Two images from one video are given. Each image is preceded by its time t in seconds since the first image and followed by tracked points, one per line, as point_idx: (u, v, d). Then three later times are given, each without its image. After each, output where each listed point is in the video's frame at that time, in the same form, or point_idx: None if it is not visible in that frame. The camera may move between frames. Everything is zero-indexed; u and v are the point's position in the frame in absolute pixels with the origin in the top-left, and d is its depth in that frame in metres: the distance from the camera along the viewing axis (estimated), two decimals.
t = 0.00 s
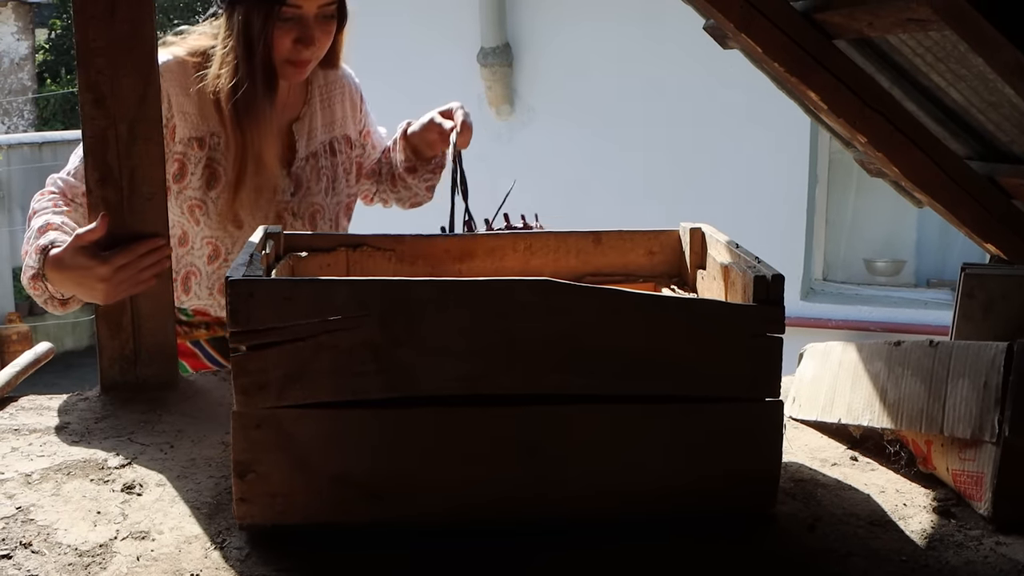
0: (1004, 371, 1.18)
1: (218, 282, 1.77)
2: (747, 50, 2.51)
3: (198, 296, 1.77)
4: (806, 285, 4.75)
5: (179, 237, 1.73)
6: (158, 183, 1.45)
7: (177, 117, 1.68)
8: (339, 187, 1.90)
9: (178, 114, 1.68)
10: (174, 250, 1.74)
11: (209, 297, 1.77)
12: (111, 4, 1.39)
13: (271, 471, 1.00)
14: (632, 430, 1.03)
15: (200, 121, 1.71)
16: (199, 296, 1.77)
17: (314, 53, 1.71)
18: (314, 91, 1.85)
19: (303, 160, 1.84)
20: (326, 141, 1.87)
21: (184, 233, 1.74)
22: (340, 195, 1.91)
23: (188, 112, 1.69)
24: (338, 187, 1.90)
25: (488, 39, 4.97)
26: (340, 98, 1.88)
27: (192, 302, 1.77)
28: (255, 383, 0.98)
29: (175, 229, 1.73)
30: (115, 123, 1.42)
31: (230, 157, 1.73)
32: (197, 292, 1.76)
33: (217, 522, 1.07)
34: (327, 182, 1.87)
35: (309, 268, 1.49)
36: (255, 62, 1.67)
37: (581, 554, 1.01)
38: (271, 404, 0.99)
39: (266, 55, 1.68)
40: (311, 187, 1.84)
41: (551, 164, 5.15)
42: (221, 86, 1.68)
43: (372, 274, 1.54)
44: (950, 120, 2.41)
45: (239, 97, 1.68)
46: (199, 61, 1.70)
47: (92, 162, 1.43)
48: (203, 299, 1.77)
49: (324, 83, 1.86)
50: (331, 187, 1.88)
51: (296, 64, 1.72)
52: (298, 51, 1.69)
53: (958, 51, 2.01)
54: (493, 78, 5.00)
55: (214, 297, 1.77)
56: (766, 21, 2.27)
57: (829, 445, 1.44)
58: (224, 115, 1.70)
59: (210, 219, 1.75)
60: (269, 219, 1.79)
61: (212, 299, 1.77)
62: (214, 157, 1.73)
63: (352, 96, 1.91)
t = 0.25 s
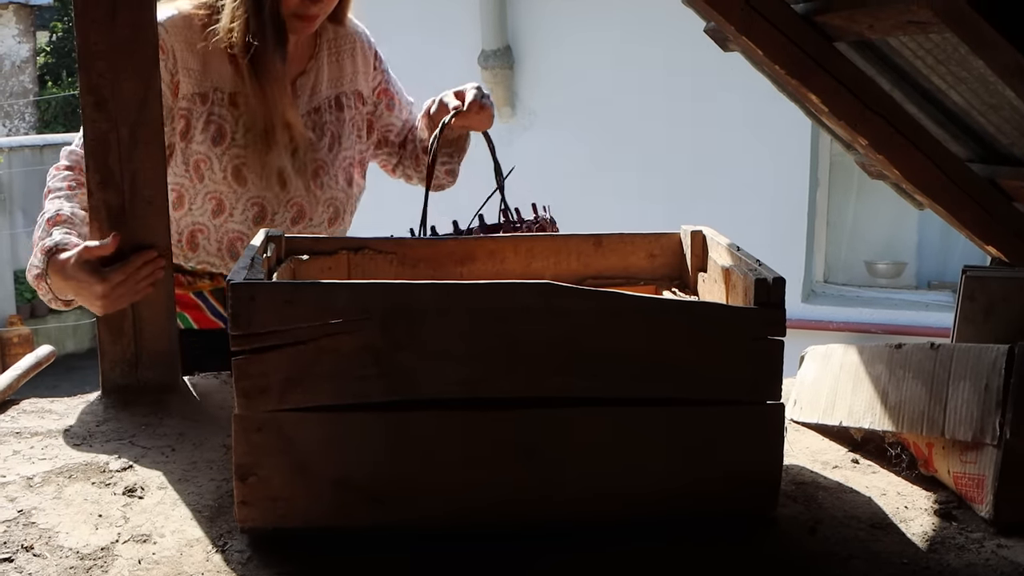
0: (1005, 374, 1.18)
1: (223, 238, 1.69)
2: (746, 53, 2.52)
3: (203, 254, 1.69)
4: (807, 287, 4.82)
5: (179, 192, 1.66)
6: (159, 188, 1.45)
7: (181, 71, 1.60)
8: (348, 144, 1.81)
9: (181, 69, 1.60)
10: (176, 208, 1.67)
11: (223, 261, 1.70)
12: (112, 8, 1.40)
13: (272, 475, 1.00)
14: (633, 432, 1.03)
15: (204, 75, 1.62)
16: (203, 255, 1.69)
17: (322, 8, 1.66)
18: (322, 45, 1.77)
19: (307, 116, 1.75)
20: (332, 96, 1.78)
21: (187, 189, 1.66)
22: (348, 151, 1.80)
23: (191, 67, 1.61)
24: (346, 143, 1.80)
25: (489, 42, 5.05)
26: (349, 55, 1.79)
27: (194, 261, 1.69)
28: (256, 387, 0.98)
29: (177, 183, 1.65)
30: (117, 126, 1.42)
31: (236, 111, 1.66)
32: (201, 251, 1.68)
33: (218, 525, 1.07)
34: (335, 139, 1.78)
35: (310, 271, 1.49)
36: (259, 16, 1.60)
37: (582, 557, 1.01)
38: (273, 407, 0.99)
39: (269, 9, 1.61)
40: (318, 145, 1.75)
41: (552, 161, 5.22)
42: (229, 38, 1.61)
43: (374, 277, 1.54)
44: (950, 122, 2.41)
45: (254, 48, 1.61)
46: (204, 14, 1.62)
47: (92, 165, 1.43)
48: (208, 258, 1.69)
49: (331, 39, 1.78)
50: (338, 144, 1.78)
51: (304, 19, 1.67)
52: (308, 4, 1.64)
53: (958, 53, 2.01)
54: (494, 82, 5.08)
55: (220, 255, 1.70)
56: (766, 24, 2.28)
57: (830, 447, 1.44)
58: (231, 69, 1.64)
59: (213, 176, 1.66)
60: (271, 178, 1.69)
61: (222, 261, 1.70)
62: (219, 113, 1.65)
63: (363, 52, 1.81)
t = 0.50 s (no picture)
0: (1006, 376, 1.18)
1: (224, 214, 1.64)
2: (748, 56, 2.53)
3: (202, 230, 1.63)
4: (808, 289, 4.86)
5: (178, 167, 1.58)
6: (159, 191, 1.45)
7: (182, 40, 1.54)
8: (349, 120, 1.73)
9: (184, 37, 1.54)
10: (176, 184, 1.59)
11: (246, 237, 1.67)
12: (114, 10, 1.40)
13: (274, 478, 1.00)
14: (635, 434, 1.03)
15: (205, 44, 1.57)
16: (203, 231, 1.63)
17: None
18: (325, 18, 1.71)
19: (308, 91, 1.68)
20: (334, 70, 1.70)
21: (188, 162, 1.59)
22: (349, 127, 1.73)
23: (192, 35, 1.55)
24: (348, 118, 1.73)
25: (490, 44, 5.12)
26: (355, 29, 1.72)
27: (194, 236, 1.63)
28: (258, 390, 0.98)
29: (177, 156, 1.58)
30: (118, 129, 1.42)
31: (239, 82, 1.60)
32: (202, 227, 1.63)
33: (220, 528, 1.07)
34: (337, 113, 1.71)
35: (311, 274, 1.49)
36: None
37: (585, 560, 1.01)
38: (275, 410, 0.99)
39: None
40: (320, 120, 1.69)
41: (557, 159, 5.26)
42: (231, 6, 1.56)
43: (376, 279, 1.54)
44: (952, 125, 2.41)
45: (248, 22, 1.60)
46: None
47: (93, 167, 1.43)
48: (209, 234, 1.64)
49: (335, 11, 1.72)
50: (339, 120, 1.72)
51: None
52: None
53: (959, 55, 2.01)
54: (495, 84, 5.15)
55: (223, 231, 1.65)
56: (769, 28, 2.29)
57: (831, 450, 1.44)
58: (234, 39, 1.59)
59: (214, 149, 1.61)
60: (272, 152, 1.66)
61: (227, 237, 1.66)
62: (221, 84, 1.59)
63: (368, 27, 1.74)
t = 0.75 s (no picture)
0: (1007, 379, 1.17)
1: (229, 199, 1.64)
2: (748, 58, 2.53)
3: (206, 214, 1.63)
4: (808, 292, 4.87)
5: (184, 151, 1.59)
6: (161, 193, 1.46)
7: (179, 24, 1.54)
8: (346, 101, 1.72)
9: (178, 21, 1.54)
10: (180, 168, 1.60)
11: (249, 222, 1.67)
12: (115, 12, 1.40)
13: (275, 481, 1.00)
14: (636, 437, 1.03)
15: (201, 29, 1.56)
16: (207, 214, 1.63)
17: None
18: None
19: (304, 71, 1.66)
20: (330, 53, 1.68)
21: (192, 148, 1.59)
22: (347, 107, 1.73)
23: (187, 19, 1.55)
24: (346, 99, 1.72)
25: (490, 47, 5.13)
26: (350, 10, 1.70)
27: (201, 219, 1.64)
28: (259, 393, 0.98)
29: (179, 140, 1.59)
30: (119, 131, 1.42)
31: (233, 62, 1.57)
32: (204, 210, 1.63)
33: (221, 531, 1.07)
34: (336, 95, 1.70)
35: (311, 277, 1.49)
36: None
37: (586, 563, 1.01)
38: (276, 413, 0.99)
39: None
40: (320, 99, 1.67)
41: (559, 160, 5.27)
42: None
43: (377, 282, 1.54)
44: (953, 128, 2.40)
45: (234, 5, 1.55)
46: None
47: (94, 170, 1.43)
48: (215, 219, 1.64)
49: None
50: (336, 99, 1.70)
51: None
52: None
53: (960, 58, 2.01)
54: (496, 86, 5.15)
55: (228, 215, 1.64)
56: (770, 31, 2.29)
57: (832, 452, 1.44)
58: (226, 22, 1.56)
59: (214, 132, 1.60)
60: (274, 134, 1.64)
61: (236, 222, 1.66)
62: (219, 67, 1.58)
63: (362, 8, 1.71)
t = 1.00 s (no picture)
0: (1008, 380, 1.17)
1: (222, 185, 1.61)
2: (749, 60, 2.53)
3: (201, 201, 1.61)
4: (808, 293, 4.88)
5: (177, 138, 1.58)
6: (161, 195, 1.45)
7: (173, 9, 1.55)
8: (343, 93, 1.71)
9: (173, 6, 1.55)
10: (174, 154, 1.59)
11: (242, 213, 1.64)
12: (115, 13, 1.40)
13: (276, 482, 1.00)
14: (636, 438, 1.03)
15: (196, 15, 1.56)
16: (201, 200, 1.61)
17: None
18: None
19: (301, 62, 1.66)
20: (327, 46, 1.68)
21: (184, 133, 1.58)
22: (346, 100, 1.72)
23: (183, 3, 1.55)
24: (344, 91, 1.71)
25: (491, 49, 5.14)
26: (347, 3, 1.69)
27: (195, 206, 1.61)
28: (259, 394, 0.98)
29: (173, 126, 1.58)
30: (119, 133, 1.42)
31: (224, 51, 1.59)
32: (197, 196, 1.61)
33: (221, 533, 1.07)
34: (332, 88, 1.69)
35: (312, 278, 1.50)
36: None
37: (586, 565, 1.01)
38: (276, 414, 0.99)
39: None
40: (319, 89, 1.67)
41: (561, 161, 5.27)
42: None
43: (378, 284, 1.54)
44: (954, 129, 2.40)
45: None
46: None
47: (95, 171, 1.43)
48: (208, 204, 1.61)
49: None
50: (333, 91, 1.69)
51: None
52: None
53: (960, 59, 2.01)
54: (496, 87, 5.16)
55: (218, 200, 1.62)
56: (771, 32, 2.29)
57: (833, 454, 1.44)
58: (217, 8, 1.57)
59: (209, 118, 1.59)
60: (271, 122, 1.62)
61: (230, 211, 1.63)
62: (214, 55, 1.58)
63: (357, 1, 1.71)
